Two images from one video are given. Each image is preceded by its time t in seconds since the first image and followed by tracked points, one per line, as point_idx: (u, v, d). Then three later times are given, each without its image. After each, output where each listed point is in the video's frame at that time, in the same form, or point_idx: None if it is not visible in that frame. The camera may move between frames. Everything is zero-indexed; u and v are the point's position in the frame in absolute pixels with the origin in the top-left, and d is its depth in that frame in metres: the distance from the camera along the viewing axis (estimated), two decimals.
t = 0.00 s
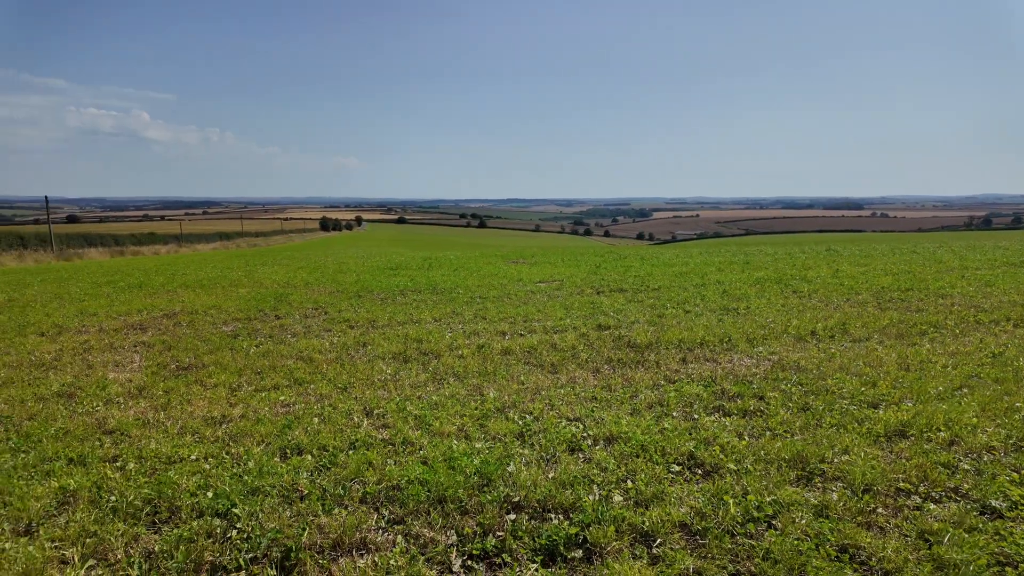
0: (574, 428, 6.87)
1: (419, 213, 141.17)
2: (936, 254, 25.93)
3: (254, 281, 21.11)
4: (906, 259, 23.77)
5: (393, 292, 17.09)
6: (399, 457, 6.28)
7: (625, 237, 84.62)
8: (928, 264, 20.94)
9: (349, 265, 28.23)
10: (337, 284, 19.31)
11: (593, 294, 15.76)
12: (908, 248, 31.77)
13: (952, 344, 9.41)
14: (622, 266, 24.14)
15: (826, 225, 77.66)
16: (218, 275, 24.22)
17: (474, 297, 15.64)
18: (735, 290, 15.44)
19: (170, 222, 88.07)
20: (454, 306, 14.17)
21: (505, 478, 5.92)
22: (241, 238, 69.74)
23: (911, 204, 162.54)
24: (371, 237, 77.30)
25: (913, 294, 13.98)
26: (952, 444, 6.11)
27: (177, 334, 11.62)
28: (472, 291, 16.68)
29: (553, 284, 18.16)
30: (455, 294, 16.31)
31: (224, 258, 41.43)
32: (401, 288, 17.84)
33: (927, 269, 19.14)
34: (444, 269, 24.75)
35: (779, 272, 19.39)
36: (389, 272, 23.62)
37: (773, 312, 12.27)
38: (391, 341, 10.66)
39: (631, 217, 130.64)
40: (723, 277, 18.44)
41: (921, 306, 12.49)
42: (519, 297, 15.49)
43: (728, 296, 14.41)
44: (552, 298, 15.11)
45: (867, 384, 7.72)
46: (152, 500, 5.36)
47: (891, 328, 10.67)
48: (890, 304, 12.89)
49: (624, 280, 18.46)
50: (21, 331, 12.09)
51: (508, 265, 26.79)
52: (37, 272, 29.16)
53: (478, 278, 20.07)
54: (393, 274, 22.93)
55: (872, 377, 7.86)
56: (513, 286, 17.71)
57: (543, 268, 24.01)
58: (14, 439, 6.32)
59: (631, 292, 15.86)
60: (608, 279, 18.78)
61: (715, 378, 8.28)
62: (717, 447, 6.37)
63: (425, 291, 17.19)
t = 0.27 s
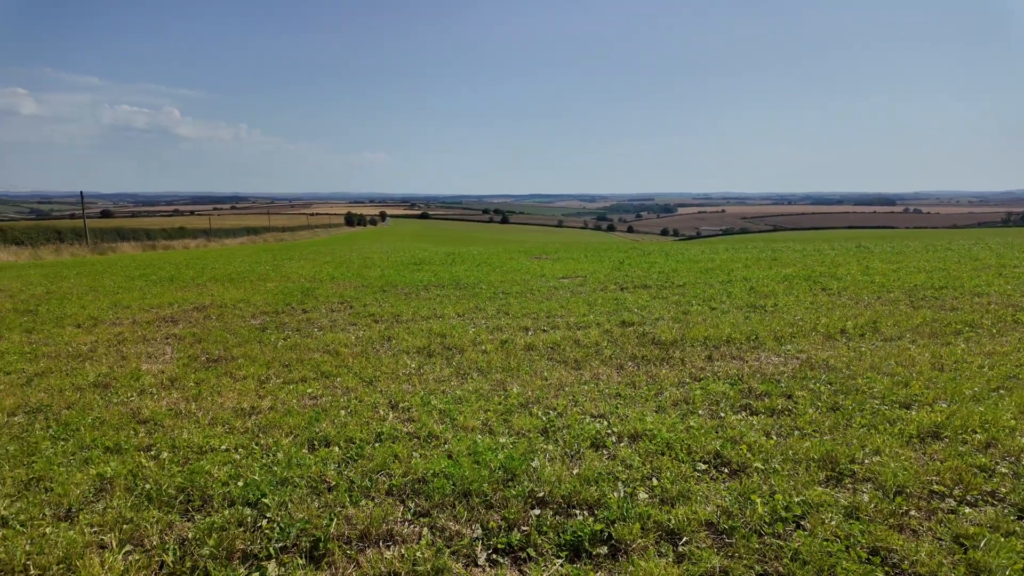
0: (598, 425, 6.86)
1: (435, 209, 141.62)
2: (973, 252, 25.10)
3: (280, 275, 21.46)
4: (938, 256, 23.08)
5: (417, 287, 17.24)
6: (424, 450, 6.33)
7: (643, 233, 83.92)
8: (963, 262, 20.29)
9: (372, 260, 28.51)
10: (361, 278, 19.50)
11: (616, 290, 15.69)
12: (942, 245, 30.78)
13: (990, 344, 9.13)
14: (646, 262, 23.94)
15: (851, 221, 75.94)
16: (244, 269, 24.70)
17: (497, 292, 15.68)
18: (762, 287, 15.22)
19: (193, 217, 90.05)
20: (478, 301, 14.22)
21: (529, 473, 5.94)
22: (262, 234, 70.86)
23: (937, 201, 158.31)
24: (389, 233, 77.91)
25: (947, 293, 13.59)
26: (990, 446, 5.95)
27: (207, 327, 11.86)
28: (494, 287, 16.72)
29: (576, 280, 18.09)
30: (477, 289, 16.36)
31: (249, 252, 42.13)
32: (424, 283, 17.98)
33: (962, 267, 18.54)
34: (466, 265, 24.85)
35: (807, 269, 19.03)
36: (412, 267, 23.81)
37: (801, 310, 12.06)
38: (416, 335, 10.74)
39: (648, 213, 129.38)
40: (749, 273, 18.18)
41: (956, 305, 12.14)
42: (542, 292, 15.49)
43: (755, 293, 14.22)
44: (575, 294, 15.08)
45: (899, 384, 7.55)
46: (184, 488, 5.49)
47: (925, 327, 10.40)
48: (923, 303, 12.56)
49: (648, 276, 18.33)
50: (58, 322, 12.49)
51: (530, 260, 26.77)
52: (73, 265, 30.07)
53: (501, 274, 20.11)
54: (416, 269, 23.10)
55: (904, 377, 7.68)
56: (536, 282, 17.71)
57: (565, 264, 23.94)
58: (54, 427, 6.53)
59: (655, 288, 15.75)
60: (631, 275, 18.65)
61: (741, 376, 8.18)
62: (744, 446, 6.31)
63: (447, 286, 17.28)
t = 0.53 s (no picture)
0: (622, 423, 6.84)
1: (449, 206, 141.96)
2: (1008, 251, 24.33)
3: (304, 271, 21.76)
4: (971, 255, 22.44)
5: (439, 283, 17.34)
6: (449, 445, 6.38)
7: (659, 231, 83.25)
8: (997, 262, 19.71)
9: (394, 257, 28.76)
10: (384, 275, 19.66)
11: (638, 288, 15.61)
12: (977, 244, 29.82)
13: None
14: (668, 260, 23.76)
15: (874, 218, 74.39)
16: (269, 265, 25.10)
17: (518, 289, 15.70)
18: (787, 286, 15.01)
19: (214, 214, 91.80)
20: (500, 299, 14.26)
21: (553, 471, 5.95)
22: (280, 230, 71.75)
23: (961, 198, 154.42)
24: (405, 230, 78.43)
25: (980, 293, 13.25)
26: None
27: (234, 321, 12.07)
28: (516, 284, 16.75)
29: (598, 278, 18.01)
30: (499, 286, 16.39)
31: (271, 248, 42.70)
32: (445, 280, 18.07)
33: (996, 267, 18.01)
34: (487, 262, 24.93)
35: (834, 268, 18.69)
36: (434, 264, 23.96)
37: (829, 309, 11.86)
38: (439, 332, 10.81)
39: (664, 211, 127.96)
40: (774, 272, 17.94)
41: (989, 306, 11.83)
42: (564, 290, 15.48)
43: (781, 292, 14.04)
44: (597, 292, 15.03)
45: (931, 386, 7.40)
46: (216, 479, 5.61)
47: (958, 328, 10.15)
48: (955, 303, 12.27)
49: (671, 274, 18.21)
50: (92, 315, 12.85)
51: (550, 258, 26.69)
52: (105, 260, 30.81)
53: (522, 271, 20.13)
54: (438, 265, 23.23)
55: (936, 379, 7.53)
56: (558, 279, 17.69)
57: (587, 262, 23.87)
58: (91, 417, 6.73)
59: (678, 286, 15.65)
60: (653, 273, 18.52)
61: (767, 376, 8.09)
62: (771, 446, 6.24)
63: (469, 283, 17.36)
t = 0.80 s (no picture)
0: (651, 423, 6.80)
1: (467, 203, 142.27)
2: None
3: (333, 268, 22.13)
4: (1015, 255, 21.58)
5: (466, 281, 17.44)
6: (477, 442, 6.42)
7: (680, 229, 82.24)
8: None
9: (421, 254, 29.01)
10: (411, 272, 19.86)
11: (666, 287, 15.48)
12: (1021, 245, 28.61)
13: None
14: (696, 259, 23.46)
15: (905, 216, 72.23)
16: (297, 262, 25.55)
17: (544, 287, 15.71)
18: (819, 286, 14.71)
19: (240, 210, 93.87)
20: (526, 296, 14.29)
21: (581, 470, 5.95)
22: (303, 227, 72.80)
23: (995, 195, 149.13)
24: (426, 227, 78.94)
25: None
26: None
27: (266, 317, 12.32)
28: (542, 282, 16.77)
29: (625, 277, 17.90)
30: (525, 284, 16.42)
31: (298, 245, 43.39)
32: (471, 277, 18.17)
33: None
34: (513, 259, 24.98)
35: (870, 268, 18.22)
36: (460, 261, 24.10)
37: (863, 310, 11.59)
38: (465, 329, 10.88)
39: (684, 208, 126.25)
40: (806, 271, 17.59)
41: None
42: (590, 288, 15.44)
43: (814, 292, 13.78)
44: (623, 291, 14.96)
45: (971, 390, 7.18)
46: (251, 471, 5.75)
47: (1001, 331, 9.81)
48: (997, 305, 11.87)
49: (700, 273, 18.00)
50: (131, 310, 13.26)
51: (575, 256, 26.61)
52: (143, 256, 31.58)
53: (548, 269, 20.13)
54: (464, 263, 23.35)
55: (976, 383, 7.30)
56: (585, 277, 17.65)
57: (614, 260, 23.75)
58: (132, 409, 6.95)
59: (707, 285, 15.49)
60: (681, 272, 18.36)
61: (799, 378, 7.95)
62: (803, 449, 6.15)
63: (495, 280, 17.41)
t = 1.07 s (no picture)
0: (677, 424, 6.75)
1: (483, 202, 142.52)
2: None
3: (359, 266, 22.41)
4: None
5: (489, 279, 17.52)
6: (502, 440, 6.44)
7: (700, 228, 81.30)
8: None
9: (445, 253, 29.19)
10: (435, 271, 19.98)
11: (692, 287, 15.37)
12: None
13: None
14: (723, 258, 23.18)
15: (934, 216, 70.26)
16: (324, 260, 25.92)
17: (568, 286, 15.70)
18: (850, 287, 14.44)
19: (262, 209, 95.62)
20: (550, 295, 14.29)
21: (607, 469, 5.94)
22: (323, 225, 73.67)
23: None
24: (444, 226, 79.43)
25: None
26: None
27: (295, 314, 12.54)
28: (566, 281, 16.76)
29: (651, 276, 17.77)
30: (549, 283, 16.42)
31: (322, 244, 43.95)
32: (496, 276, 18.24)
33: None
34: (536, 258, 24.98)
35: (902, 268, 17.78)
36: (484, 260, 24.20)
37: (896, 312, 11.33)
38: (490, 327, 10.93)
39: (703, 208, 124.74)
40: (836, 272, 17.25)
41: None
42: (615, 287, 15.39)
43: (844, 293, 13.54)
44: (649, 290, 14.87)
45: (1010, 395, 6.97)
46: (282, 464, 5.89)
47: None
48: None
49: (727, 273, 17.81)
50: (165, 305, 13.64)
51: (599, 255, 26.45)
52: (176, 253, 32.30)
53: (571, 268, 20.10)
54: (487, 261, 23.43)
55: (1015, 388, 7.08)
56: (609, 276, 17.60)
57: (638, 259, 23.62)
58: (166, 402, 7.19)
59: (735, 285, 15.32)
60: (708, 272, 18.17)
61: (829, 380, 7.83)
62: (833, 452, 6.06)
63: (519, 279, 17.45)
